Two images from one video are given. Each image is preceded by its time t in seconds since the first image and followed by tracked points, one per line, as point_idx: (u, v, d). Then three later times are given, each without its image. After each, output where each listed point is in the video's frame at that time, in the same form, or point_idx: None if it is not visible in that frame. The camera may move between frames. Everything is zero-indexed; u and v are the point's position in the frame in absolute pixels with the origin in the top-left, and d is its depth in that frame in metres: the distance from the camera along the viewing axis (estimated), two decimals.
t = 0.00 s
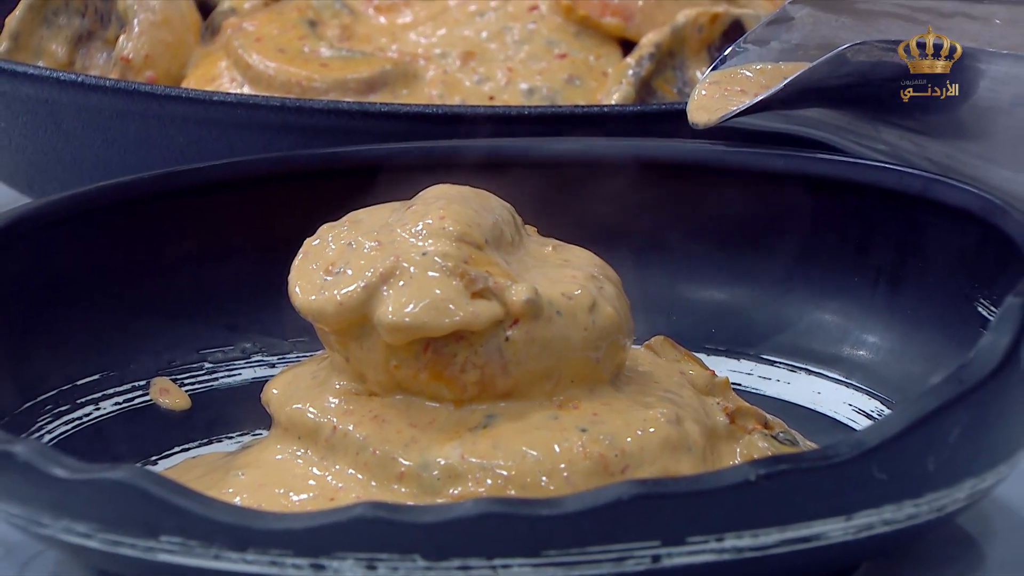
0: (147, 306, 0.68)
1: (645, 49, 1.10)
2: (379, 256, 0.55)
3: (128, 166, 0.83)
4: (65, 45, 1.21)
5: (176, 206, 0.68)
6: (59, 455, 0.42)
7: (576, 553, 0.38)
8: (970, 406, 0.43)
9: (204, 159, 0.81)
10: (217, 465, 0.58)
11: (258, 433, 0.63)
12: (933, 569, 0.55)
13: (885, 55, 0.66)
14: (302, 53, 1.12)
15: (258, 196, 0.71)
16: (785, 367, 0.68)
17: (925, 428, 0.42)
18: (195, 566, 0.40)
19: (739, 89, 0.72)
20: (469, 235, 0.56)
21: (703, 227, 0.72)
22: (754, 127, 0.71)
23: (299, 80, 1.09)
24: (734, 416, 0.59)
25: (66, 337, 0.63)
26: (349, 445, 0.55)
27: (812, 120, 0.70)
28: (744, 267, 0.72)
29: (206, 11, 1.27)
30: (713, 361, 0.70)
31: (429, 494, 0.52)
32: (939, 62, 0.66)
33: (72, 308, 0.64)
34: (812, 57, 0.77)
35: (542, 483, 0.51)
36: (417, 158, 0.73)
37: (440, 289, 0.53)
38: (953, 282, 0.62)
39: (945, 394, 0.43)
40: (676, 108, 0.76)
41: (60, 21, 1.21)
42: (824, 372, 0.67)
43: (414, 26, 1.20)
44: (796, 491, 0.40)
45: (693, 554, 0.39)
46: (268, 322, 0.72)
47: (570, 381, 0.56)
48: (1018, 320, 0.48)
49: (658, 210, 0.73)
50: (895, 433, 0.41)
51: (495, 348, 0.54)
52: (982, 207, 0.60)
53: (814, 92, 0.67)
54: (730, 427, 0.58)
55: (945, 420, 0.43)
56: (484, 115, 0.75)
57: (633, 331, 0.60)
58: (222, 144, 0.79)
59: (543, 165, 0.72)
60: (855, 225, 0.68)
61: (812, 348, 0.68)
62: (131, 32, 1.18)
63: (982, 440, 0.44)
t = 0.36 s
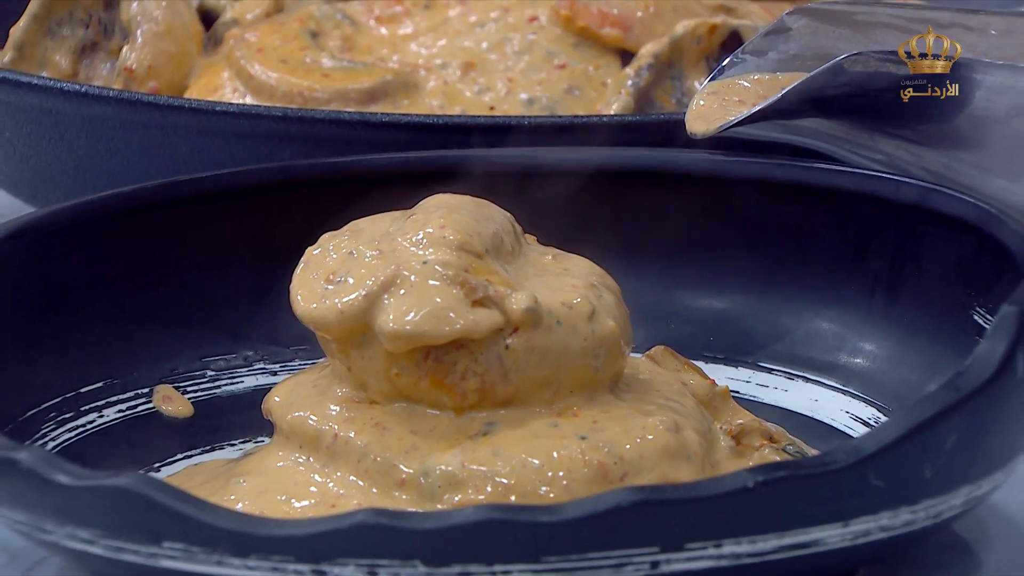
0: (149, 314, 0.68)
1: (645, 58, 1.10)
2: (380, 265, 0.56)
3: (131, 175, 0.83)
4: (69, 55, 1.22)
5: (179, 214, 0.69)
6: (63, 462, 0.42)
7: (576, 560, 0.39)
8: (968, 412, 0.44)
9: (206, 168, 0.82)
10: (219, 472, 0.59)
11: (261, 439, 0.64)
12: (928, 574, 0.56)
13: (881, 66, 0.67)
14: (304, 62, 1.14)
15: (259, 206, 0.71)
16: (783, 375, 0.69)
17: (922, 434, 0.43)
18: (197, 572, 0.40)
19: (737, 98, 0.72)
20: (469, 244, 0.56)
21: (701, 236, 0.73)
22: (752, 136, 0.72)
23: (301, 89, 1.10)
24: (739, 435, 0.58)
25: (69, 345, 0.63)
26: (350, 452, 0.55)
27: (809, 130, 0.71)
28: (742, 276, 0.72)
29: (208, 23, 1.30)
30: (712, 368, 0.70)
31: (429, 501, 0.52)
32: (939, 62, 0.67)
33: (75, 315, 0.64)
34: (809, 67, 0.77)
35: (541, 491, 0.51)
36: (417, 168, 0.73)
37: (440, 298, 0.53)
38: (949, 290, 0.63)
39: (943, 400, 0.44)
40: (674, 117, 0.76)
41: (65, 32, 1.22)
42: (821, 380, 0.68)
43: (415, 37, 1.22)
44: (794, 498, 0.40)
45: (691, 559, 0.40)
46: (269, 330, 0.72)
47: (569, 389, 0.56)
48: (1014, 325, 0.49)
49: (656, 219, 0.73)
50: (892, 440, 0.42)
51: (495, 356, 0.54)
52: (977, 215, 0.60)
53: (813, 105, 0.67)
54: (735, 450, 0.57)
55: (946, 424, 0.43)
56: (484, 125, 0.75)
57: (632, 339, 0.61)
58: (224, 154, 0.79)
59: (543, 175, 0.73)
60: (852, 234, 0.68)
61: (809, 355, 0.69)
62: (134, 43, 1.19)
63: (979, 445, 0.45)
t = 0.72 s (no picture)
0: (152, 320, 0.69)
1: (643, 67, 1.11)
2: (382, 270, 0.57)
3: (135, 182, 0.84)
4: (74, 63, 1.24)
5: (183, 221, 0.70)
6: (67, 466, 0.43)
7: (576, 563, 0.39)
8: (963, 416, 0.44)
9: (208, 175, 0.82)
10: (221, 476, 0.60)
11: (263, 443, 0.64)
12: None
13: (878, 73, 0.67)
14: (306, 71, 1.15)
15: (261, 212, 0.72)
16: (780, 380, 0.69)
17: (919, 437, 0.43)
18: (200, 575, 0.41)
19: (735, 106, 0.73)
20: (469, 250, 0.57)
21: (699, 242, 0.74)
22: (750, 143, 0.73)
23: (303, 97, 1.10)
24: (737, 445, 0.59)
25: (73, 351, 0.64)
26: (352, 457, 0.56)
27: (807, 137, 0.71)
28: (739, 281, 0.73)
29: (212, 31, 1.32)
30: (710, 373, 0.71)
31: (430, 505, 0.53)
32: (939, 62, 0.67)
33: (79, 320, 0.65)
34: (807, 75, 0.77)
35: (541, 496, 0.52)
36: (417, 174, 0.74)
37: (441, 303, 0.54)
38: (945, 296, 0.64)
39: (942, 404, 0.44)
40: (672, 125, 0.77)
41: (69, 40, 1.23)
42: (818, 384, 0.68)
43: (415, 45, 1.23)
44: (790, 501, 0.41)
45: (689, 563, 0.40)
46: (271, 336, 0.73)
47: (568, 394, 0.57)
48: (1010, 331, 0.49)
49: (654, 225, 0.74)
50: (888, 444, 0.42)
51: (495, 361, 0.55)
52: (972, 221, 0.61)
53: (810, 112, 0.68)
54: (734, 459, 0.58)
55: (941, 429, 0.44)
56: (484, 132, 0.76)
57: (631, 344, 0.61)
58: (226, 161, 0.80)
59: (543, 181, 0.74)
60: (848, 240, 0.69)
61: (806, 361, 0.69)
62: (138, 51, 1.19)
63: (975, 451, 0.46)
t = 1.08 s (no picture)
0: (157, 326, 0.70)
1: (641, 77, 1.12)
2: (384, 277, 0.57)
3: (139, 190, 0.85)
4: (79, 72, 1.27)
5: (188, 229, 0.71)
6: (72, 470, 0.44)
7: (575, 565, 0.40)
8: (956, 422, 0.45)
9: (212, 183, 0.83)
10: (225, 480, 0.60)
11: (266, 448, 0.65)
12: None
13: (873, 83, 0.66)
14: (309, 80, 1.16)
15: (264, 220, 0.73)
16: (777, 385, 0.70)
17: (915, 440, 0.44)
18: None
19: (733, 115, 0.74)
20: (470, 256, 0.58)
21: (697, 249, 0.74)
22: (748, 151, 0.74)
23: (306, 106, 1.11)
24: (733, 451, 0.60)
25: (79, 357, 0.65)
26: (354, 461, 0.57)
27: (804, 146, 0.72)
28: (737, 287, 0.74)
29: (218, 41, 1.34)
30: (708, 379, 0.72)
31: (432, 509, 0.54)
32: (939, 63, 0.72)
33: (87, 326, 0.66)
34: (804, 85, 0.79)
35: (541, 499, 0.53)
36: (418, 182, 0.75)
37: (442, 309, 0.55)
38: (939, 302, 0.65)
39: (937, 410, 0.45)
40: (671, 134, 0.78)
41: (75, 50, 1.26)
42: (814, 389, 0.69)
43: (417, 55, 1.24)
44: (786, 505, 0.42)
45: (686, 566, 0.41)
46: (275, 341, 0.74)
47: (568, 400, 0.58)
48: (1003, 336, 0.49)
49: (652, 232, 0.75)
50: (884, 449, 0.43)
51: (495, 367, 0.56)
52: (966, 228, 0.62)
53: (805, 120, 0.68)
54: (732, 465, 0.59)
55: (938, 433, 0.44)
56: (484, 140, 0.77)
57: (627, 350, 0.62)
58: (229, 169, 0.81)
59: (543, 188, 0.75)
60: (844, 247, 0.70)
61: (803, 366, 0.70)
62: (143, 61, 1.21)
63: (970, 455, 0.46)
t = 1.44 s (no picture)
0: (160, 333, 0.70)
1: (640, 86, 1.12)
2: (385, 284, 0.58)
3: (142, 199, 0.85)
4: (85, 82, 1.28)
5: (191, 237, 0.71)
6: (76, 475, 0.45)
7: (574, 570, 0.41)
8: (951, 427, 0.46)
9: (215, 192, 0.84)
10: (228, 486, 0.61)
11: (268, 454, 0.66)
12: None
13: (870, 92, 0.66)
14: (311, 90, 1.17)
15: (266, 228, 0.74)
16: (774, 392, 0.71)
17: (911, 446, 0.45)
18: None
19: (731, 124, 0.75)
20: (470, 264, 0.59)
21: (695, 257, 0.75)
22: (746, 160, 0.74)
23: (308, 116, 1.12)
24: (730, 459, 0.61)
25: (84, 365, 0.66)
26: (356, 466, 0.58)
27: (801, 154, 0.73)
28: (735, 294, 0.74)
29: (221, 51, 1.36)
30: (706, 385, 0.72)
31: (432, 514, 0.54)
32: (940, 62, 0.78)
33: (91, 333, 0.67)
34: (801, 94, 0.80)
35: (541, 504, 0.54)
36: (419, 191, 0.75)
37: (443, 316, 0.55)
38: (935, 309, 0.65)
39: (933, 416, 0.46)
40: (670, 142, 0.79)
41: (80, 59, 1.28)
42: (812, 396, 0.70)
43: (418, 64, 1.25)
44: (783, 510, 0.42)
45: (685, 570, 0.42)
46: (277, 347, 0.74)
47: (567, 406, 0.58)
48: (998, 343, 0.50)
49: (651, 240, 0.75)
50: (879, 456, 0.44)
51: (496, 373, 0.57)
52: (962, 236, 0.63)
53: (803, 129, 0.68)
54: (728, 472, 0.60)
55: (933, 438, 0.45)
56: (484, 149, 0.77)
57: (627, 357, 0.62)
58: (232, 177, 0.82)
59: (543, 196, 0.75)
60: (841, 255, 0.70)
61: (800, 373, 0.71)
62: (146, 70, 1.22)
63: (965, 460, 0.47)
